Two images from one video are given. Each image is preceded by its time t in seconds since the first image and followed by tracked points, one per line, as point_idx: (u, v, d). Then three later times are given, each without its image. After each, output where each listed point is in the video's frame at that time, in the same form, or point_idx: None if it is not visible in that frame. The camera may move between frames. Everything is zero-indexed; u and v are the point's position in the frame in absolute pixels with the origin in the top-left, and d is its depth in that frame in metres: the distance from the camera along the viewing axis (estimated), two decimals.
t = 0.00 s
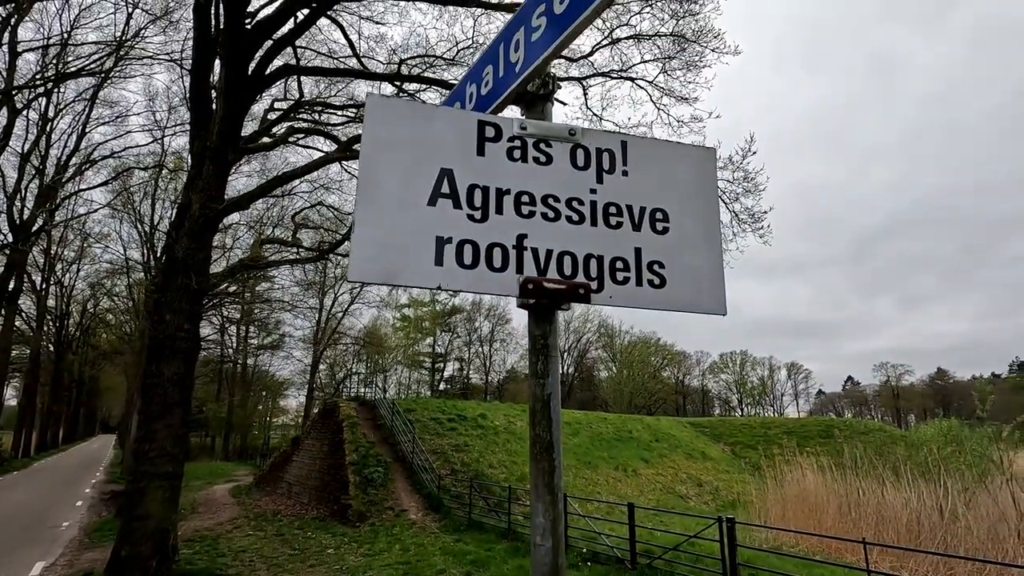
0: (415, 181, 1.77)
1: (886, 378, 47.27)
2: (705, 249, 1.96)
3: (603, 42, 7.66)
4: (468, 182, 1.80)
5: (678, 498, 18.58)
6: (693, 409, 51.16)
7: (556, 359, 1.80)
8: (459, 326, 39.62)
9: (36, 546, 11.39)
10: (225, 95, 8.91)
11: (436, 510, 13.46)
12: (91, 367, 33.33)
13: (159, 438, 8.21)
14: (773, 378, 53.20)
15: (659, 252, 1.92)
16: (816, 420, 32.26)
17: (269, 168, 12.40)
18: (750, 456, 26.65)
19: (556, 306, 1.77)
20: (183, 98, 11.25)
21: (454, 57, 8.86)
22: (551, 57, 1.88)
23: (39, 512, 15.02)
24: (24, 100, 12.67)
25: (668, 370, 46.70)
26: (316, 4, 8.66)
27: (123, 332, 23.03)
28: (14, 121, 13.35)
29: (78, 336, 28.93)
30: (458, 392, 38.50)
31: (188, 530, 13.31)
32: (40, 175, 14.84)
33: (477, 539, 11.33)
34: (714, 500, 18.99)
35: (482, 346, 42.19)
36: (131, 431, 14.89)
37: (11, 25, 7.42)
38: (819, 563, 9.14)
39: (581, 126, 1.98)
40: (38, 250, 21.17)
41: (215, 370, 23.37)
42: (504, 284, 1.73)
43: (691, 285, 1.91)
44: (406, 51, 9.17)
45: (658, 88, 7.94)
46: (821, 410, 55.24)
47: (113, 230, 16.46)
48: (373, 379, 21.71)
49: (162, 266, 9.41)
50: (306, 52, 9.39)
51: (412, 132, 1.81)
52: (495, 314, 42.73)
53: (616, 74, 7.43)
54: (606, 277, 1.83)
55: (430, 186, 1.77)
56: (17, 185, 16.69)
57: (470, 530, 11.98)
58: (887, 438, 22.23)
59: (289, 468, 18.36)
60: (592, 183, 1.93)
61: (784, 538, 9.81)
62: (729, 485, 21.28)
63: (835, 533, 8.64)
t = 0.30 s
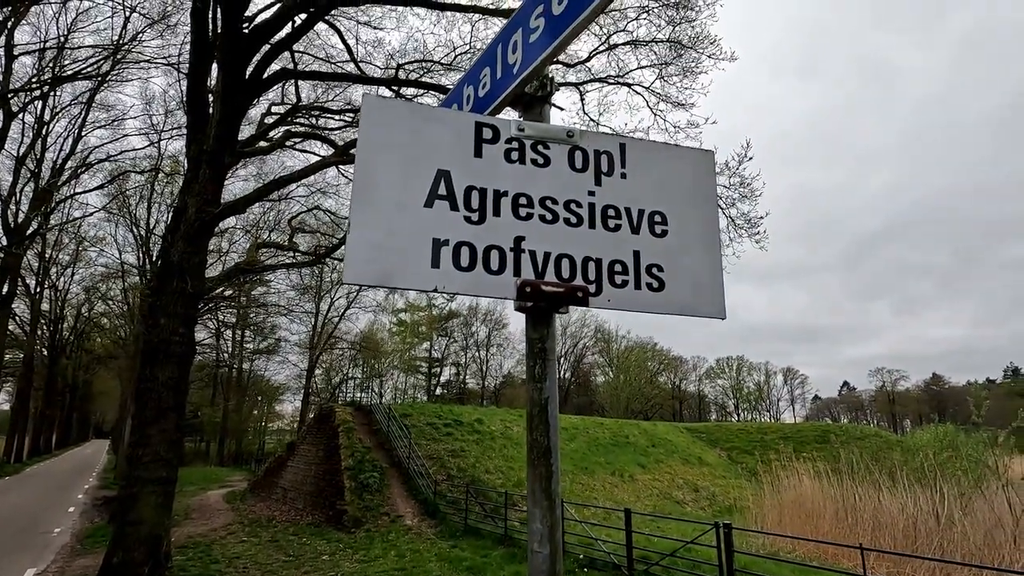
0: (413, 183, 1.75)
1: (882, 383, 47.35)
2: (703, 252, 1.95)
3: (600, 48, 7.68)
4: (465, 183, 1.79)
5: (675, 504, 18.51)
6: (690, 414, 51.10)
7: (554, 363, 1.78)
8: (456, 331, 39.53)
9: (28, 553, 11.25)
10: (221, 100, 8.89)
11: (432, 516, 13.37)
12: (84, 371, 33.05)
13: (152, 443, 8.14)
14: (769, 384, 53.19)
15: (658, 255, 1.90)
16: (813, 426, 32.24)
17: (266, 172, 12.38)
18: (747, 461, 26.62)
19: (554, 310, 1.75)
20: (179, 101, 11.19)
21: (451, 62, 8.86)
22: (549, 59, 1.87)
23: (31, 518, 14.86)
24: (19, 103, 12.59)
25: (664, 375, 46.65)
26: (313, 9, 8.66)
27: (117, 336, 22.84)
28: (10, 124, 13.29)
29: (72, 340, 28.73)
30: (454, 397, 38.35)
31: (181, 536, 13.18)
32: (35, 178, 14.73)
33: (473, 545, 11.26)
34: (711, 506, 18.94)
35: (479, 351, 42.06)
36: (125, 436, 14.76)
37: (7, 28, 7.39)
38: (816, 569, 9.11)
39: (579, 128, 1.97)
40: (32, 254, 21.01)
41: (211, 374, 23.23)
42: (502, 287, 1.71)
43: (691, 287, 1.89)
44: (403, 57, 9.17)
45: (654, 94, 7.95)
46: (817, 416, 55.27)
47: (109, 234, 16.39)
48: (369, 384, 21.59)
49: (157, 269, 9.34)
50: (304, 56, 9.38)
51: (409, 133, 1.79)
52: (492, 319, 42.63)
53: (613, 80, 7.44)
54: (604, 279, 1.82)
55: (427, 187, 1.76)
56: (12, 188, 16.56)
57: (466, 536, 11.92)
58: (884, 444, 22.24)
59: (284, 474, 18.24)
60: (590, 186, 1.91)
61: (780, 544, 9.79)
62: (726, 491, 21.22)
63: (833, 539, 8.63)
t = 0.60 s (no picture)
0: (412, 184, 1.74)
1: (880, 387, 47.38)
2: (704, 254, 1.94)
3: (598, 52, 7.69)
4: (465, 185, 1.78)
5: (674, 508, 18.44)
6: (688, 418, 51.05)
7: (555, 365, 1.77)
8: (454, 334, 39.48)
9: (23, 557, 11.16)
10: (220, 102, 8.87)
11: (430, 520, 13.31)
12: (81, 375, 32.87)
13: (149, 446, 8.09)
14: (768, 387, 53.18)
15: (659, 257, 1.89)
16: (811, 429, 32.20)
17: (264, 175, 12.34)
18: (745, 465, 26.58)
19: (554, 312, 1.74)
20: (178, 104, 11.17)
21: (450, 65, 8.88)
22: (549, 61, 1.87)
23: (26, 522, 14.75)
24: (17, 105, 12.54)
25: (663, 379, 46.61)
26: (312, 12, 8.66)
27: (114, 339, 22.74)
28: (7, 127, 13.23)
29: (68, 343, 28.58)
30: (452, 401, 38.25)
31: (178, 541, 13.11)
32: (33, 181, 14.68)
33: (471, 549, 11.21)
34: (709, 510, 18.90)
35: (477, 354, 41.97)
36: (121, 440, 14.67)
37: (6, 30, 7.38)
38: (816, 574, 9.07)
39: (580, 131, 1.96)
40: (29, 257, 20.91)
41: (208, 378, 23.12)
42: (502, 288, 1.70)
43: (692, 290, 1.89)
44: (402, 60, 9.18)
45: (653, 98, 7.96)
46: (816, 419, 55.27)
47: (106, 237, 16.31)
48: (367, 388, 21.51)
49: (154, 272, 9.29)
50: (302, 59, 9.37)
51: (409, 135, 1.79)
52: (490, 322, 42.57)
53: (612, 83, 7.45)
54: (605, 282, 1.81)
55: (427, 190, 1.75)
56: (9, 191, 16.51)
57: (464, 540, 11.86)
58: (883, 447, 22.20)
59: (281, 478, 18.15)
60: (591, 188, 1.90)
61: (779, 548, 9.75)
62: (724, 495, 21.17)
63: (833, 543, 8.59)
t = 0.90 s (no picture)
0: (411, 189, 1.74)
1: (878, 392, 47.40)
2: (703, 259, 1.94)
3: (597, 58, 7.71)
4: (466, 190, 1.78)
5: (673, 514, 18.37)
6: (686, 423, 50.98)
7: (555, 370, 1.77)
8: (452, 339, 39.42)
9: (16, 563, 11.06)
10: (219, 107, 8.88)
11: (428, 526, 13.25)
12: (77, 380, 32.68)
13: (145, 451, 8.04)
14: (766, 392, 53.17)
15: (659, 262, 1.90)
16: (809, 434, 32.19)
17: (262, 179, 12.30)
18: (744, 470, 26.54)
19: (554, 317, 1.74)
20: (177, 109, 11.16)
21: (449, 71, 8.90)
22: (550, 67, 1.88)
23: (20, 528, 14.62)
24: (15, 109, 12.52)
25: (661, 384, 46.57)
26: (312, 18, 8.69)
27: (111, 343, 22.62)
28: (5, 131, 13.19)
29: (64, 347, 28.43)
30: (450, 406, 38.13)
31: (173, 547, 13.02)
32: (30, 185, 14.64)
33: (468, 555, 11.16)
34: (708, 515, 18.85)
35: (475, 359, 41.90)
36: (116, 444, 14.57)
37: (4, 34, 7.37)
38: None
39: (580, 135, 1.97)
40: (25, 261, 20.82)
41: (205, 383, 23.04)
42: (501, 294, 1.70)
43: (692, 295, 1.89)
44: (401, 65, 9.20)
45: (651, 104, 7.99)
46: (813, 425, 55.27)
47: (103, 241, 16.26)
48: (365, 393, 21.43)
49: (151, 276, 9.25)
50: (302, 64, 9.39)
51: (409, 140, 1.79)
52: (488, 327, 42.51)
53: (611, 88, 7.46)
54: (605, 287, 1.81)
55: (428, 194, 1.75)
56: (6, 195, 16.46)
57: (461, 546, 11.81)
58: (880, 453, 22.19)
59: (278, 483, 18.05)
60: (591, 193, 1.91)
61: (777, 554, 9.72)
62: (722, 501, 21.12)
63: (831, 549, 8.59)
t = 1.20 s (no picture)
0: (410, 194, 1.75)
1: (873, 398, 47.47)
2: (698, 266, 1.96)
3: (593, 65, 7.75)
4: (464, 197, 1.79)
5: (670, 521, 18.32)
6: (683, 429, 50.93)
7: (552, 375, 1.78)
8: (448, 344, 39.34)
9: (8, 571, 10.96)
10: (216, 112, 8.90)
11: (424, 533, 13.19)
12: (70, 385, 32.43)
13: (139, 457, 7.99)
14: (762, 399, 53.19)
15: (655, 268, 1.91)
16: (806, 440, 32.18)
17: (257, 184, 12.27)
18: (740, 476, 26.52)
19: (551, 322, 1.75)
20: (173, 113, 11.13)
21: (446, 77, 8.93)
22: (546, 74, 1.90)
23: (12, 535, 14.48)
24: (11, 114, 12.49)
25: (658, 390, 46.53)
26: (309, 24, 8.74)
27: (105, 349, 22.47)
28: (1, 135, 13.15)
29: (58, 353, 28.23)
30: (447, 412, 38.02)
31: (167, 554, 12.92)
32: (25, 189, 14.58)
33: (464, 562, 11.11)
34: (705, 522, 18.78)
35: (472, 365, 41.80)
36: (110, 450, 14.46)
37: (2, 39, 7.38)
38: None
39: (576, 142, 1.98)
40: (20, 265, 20.69)
41: (199, 389, 22.92)
42: (499, 299, 1.71)
43: (688, 300, 1.90)
44: (398, 71, 9.23)
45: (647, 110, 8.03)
46: (810, 431, 55.31)
47: (99, 246, 16.20)
48: (361, 398, 21.34)
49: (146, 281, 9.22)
50: (299, 70, 9.42)
51: (408, 146, 1.80)
52: (484, 333, 42.42)
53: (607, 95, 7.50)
54: (602, 292, 1.82)
55: (426, 200, 1.76)
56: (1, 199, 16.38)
57: (458, 553, 11.76)
58: (877, 459, 22.19)
59: (273, 489, 17.94)
60: (587, 199, 1.92)
61: (774, 561, 9.71)
62: (719, 507, 21.08)
63: (826, 554, 8.59)
